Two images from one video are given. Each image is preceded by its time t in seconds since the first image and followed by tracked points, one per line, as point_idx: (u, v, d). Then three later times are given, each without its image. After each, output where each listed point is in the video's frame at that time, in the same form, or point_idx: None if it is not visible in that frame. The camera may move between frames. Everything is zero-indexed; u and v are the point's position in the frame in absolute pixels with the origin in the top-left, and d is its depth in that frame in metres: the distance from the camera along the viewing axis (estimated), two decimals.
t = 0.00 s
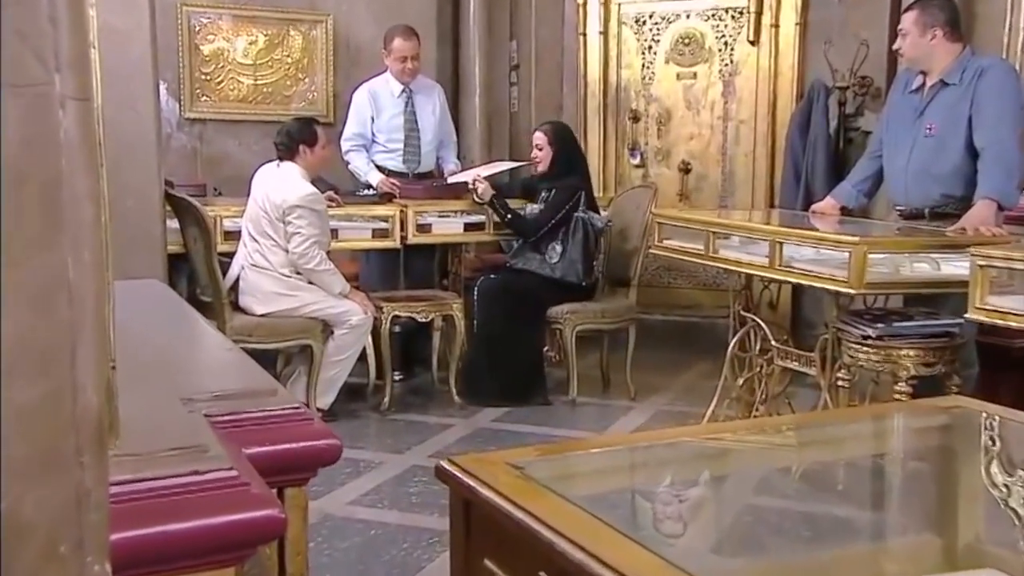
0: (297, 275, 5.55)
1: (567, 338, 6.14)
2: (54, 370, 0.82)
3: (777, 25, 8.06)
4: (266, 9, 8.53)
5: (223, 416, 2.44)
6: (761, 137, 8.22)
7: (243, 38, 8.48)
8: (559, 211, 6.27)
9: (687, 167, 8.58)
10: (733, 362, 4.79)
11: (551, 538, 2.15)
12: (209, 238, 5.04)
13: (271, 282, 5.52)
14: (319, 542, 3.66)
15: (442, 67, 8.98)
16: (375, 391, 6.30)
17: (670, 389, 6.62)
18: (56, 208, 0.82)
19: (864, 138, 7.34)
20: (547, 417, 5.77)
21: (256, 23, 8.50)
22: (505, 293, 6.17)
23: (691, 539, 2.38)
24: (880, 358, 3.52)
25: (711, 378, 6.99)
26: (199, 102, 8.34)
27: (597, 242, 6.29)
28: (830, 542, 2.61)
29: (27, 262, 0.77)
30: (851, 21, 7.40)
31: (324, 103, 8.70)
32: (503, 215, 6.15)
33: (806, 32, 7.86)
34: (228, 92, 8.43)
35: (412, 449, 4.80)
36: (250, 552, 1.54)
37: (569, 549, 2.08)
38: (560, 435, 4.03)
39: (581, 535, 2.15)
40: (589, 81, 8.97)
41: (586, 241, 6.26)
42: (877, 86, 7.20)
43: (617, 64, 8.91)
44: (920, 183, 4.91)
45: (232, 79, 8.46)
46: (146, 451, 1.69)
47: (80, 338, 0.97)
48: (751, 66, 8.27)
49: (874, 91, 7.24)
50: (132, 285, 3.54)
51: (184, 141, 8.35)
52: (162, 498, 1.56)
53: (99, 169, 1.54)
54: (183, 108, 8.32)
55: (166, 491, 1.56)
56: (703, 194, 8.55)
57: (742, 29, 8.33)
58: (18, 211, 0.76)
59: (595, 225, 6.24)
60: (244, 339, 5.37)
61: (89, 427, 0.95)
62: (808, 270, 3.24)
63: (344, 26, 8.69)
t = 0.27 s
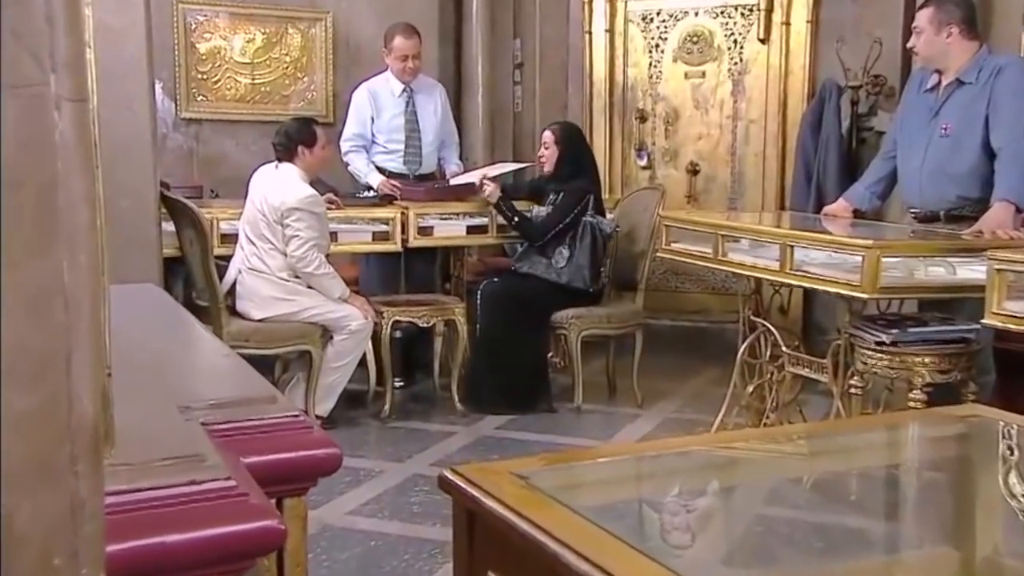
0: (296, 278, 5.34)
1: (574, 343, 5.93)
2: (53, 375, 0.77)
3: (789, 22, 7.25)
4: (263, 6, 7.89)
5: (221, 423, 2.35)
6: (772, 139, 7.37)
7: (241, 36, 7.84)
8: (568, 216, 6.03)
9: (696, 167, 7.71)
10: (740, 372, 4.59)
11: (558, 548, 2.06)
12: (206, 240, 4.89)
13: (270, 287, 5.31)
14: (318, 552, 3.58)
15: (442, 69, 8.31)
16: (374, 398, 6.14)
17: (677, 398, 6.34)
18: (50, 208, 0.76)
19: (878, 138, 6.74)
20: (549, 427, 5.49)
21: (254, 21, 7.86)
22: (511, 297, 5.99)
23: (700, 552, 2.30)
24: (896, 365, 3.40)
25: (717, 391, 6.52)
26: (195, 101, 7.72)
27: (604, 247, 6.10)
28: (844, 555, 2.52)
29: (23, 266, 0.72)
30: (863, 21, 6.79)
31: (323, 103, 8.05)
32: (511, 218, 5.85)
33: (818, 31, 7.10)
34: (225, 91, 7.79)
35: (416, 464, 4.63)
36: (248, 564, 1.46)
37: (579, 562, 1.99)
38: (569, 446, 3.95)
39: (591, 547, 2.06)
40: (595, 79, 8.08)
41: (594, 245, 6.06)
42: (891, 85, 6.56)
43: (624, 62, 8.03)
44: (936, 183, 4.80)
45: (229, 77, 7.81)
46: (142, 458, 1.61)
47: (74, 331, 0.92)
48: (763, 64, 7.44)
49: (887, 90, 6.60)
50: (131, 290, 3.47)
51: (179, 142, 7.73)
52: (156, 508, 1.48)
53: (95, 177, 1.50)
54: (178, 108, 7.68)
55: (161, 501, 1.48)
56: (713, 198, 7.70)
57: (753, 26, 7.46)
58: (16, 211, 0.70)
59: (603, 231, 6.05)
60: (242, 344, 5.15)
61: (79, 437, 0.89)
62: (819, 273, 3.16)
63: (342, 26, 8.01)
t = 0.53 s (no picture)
0: (293, 283, 4.65)
1: (576, 354, 5.10)
2: (48, 381, 0.71)
3: (798, 20, 6.88)
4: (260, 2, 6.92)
5: (218, 434, 2.00)
6: (782, 142, 7.00)
7: (237, 35, 6.89)
8: (563, 221, 5.17)
9: (704, 171, 7.35)
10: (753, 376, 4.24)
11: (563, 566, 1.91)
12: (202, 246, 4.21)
13: (266, 293, 4.62)
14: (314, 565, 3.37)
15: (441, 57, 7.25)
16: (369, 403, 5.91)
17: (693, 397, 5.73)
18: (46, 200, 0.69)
19: (892, 140, 6.27)
20: (554, 436, 4.91)
21: (251, 18, 6.90)
22: (510, 302, 5.14)
23: (708, 565, 2.22)
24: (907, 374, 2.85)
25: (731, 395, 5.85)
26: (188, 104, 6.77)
27: (604, 251, 5.23)
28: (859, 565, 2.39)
29: (23, 267, 0.65)
30: (874, 16, 6.42)
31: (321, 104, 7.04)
32: (507, 231, 5.14)
33: (829, 29, 6.73)
34: (221, 93, 6.84)
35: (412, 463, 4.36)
36: None
37: None
38: (572, 455, 3.92)
39: (597, 563, 1.91)
40: (600, 80, 7.65)
41: (592, 251, 5.17)
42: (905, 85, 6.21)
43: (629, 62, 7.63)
44: (953, 188, 4.34)
45: (225, 78, 6.88)
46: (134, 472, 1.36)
47: (70, 328, 0.85)
48: (773, 63, 7.06)
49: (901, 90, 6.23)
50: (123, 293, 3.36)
51: (174, 144, 6.79)
52: (148, 521, 1.25)
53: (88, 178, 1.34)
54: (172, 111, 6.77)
55: (153, 513, 1.26)
56: (721, 201, 7.29)
57: (761, 24, 7.11)
58: (13, 209, 0.64)
59: (600, 234, 5.17)
60: (235, 352, 4.46)
61: (78, 444, 0.83)
62: (828, 278, 2.96)
63: (343, 25, 7.03)
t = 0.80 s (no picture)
0: (291, 288, 4.04)
1: (581, 365, 4.48)
2: (38, 391, 0.54)
3: (807, 19, 5.74)
4: None
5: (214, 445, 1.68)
6: (790, 145, 5.82)
7: (233, 35, 6.28)
8: (562, 225, 4.47)
9: (710, 174, 6.09)
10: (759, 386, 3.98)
11: None
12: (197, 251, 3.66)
13: (262, 299, 4.02)
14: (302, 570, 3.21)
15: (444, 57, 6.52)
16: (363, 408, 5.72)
17: (712, 394, 5.17)
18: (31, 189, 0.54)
19: (905, 143, 5.34)
20: (552, 432, 4.49)
21: (247, 17, 6.29)
22: (507, 305, 4.44)
23: None
24: (919, 381, 2.67)
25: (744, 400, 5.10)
26: (186, 104, 6.17)
27: (604, 255, 4.54)
28: None
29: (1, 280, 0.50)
30: (881, 14, 5.40)
31: (320, 105, 6.41)
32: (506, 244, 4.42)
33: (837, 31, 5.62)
34: (218, 93, 6.24)
35: (393, 449, 4.11)
36: None
37: None
38: (576, 465, 3.88)
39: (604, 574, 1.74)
40: (601, 80, 6.36)
41: (591, 258, 4.50)
42: (918, 86, 5.24)
43: (633, 62, 6.30)
44: (964, 193, 3.90)
45: (221, 80, 6.26)
46: (131, 480, 1.22)
47: (64, 336, 0.69)
48: (782, 63, 5.84)
49: (915, 91, 5.26)
50: (122, 301, 3.23)
51: (168, 146, 6.18)
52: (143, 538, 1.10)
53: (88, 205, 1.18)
54: (166, 111, 6.15)
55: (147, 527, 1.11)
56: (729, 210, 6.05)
57: (771, 21, 5.87)
58: None
59: (598, 239, 4.49)
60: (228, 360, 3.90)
61: (80, 461, 0.66)
62: (835, 284, 2.88)
63: (343, 28, 6.40)
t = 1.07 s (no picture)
0: (289, 294, 3.89)
1: (585, 372, 4.32)
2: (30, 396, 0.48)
3: (819, 17, 5.45)
4: None
5: (207, 455, 1.55)
6: (801, 146, 5.54)
7: (229, 34, 6.14)
8: (565, 230, 4.31)
9: (718, 176, 5.78)
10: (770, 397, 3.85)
11: None
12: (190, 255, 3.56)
13: (258, 304, 3.85)
14: None
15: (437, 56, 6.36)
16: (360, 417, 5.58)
17: (720, 402, 5.02)
18: (23, 173, 0.48)
19: (919, 144, 5.06)
20: (555, 441, 4.33)
21: (244, 16, 6.16)
22: (510, 311, 4.30)
23: None
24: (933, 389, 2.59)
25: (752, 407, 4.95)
26: (181, 105, 6.04)
27: (609, 260, 4.36)
28: None
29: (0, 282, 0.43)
30: (894, 12, 5.12)
31: (318, 106, 6.29)
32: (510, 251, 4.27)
33: (850, 29, 5.34)
34: (215, 93, 6.11)
35: (393, 459, 4.01)
36: None
37: None
38: (580, 476, 3.78)
39: None
40: (607, 79, 6.06)
41: (595, 263, 4.33)
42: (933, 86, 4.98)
43: (639, 62, 6.01)
44: (981, 194, 3.68)
45: (216, 79, 6.12)
46: (124, 490, 1.12)
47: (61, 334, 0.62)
48: (792, 64, 5.57)
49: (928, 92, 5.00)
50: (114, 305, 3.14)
51: (163, 147, 6.06)
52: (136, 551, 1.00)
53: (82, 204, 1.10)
54: (161, 112, 6.02)
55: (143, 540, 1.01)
56: (738, 214, 5.76)
57: (781, 20, 5.60)
58: None
59: (603, 243, 4.30)
60: (224, 366, 3.74)
61: (74, 469, 0.59)
62: (846, 288, 2.79)
63: (342, 25, 6.30)
